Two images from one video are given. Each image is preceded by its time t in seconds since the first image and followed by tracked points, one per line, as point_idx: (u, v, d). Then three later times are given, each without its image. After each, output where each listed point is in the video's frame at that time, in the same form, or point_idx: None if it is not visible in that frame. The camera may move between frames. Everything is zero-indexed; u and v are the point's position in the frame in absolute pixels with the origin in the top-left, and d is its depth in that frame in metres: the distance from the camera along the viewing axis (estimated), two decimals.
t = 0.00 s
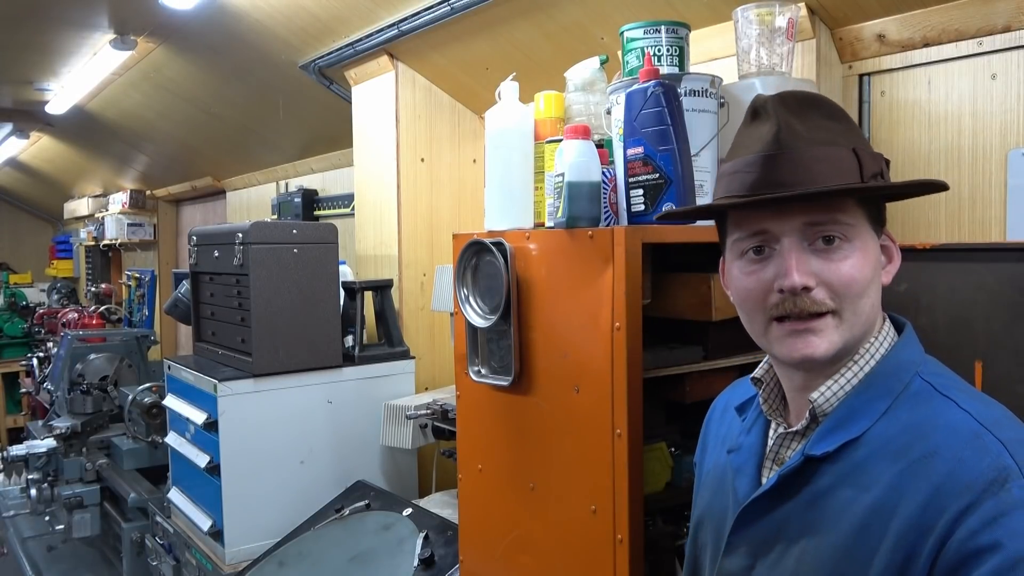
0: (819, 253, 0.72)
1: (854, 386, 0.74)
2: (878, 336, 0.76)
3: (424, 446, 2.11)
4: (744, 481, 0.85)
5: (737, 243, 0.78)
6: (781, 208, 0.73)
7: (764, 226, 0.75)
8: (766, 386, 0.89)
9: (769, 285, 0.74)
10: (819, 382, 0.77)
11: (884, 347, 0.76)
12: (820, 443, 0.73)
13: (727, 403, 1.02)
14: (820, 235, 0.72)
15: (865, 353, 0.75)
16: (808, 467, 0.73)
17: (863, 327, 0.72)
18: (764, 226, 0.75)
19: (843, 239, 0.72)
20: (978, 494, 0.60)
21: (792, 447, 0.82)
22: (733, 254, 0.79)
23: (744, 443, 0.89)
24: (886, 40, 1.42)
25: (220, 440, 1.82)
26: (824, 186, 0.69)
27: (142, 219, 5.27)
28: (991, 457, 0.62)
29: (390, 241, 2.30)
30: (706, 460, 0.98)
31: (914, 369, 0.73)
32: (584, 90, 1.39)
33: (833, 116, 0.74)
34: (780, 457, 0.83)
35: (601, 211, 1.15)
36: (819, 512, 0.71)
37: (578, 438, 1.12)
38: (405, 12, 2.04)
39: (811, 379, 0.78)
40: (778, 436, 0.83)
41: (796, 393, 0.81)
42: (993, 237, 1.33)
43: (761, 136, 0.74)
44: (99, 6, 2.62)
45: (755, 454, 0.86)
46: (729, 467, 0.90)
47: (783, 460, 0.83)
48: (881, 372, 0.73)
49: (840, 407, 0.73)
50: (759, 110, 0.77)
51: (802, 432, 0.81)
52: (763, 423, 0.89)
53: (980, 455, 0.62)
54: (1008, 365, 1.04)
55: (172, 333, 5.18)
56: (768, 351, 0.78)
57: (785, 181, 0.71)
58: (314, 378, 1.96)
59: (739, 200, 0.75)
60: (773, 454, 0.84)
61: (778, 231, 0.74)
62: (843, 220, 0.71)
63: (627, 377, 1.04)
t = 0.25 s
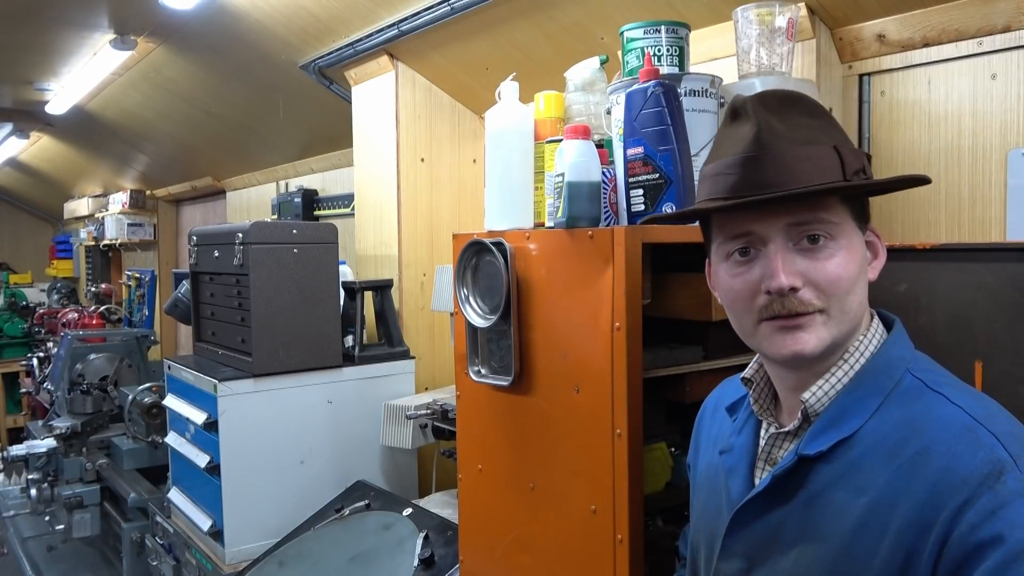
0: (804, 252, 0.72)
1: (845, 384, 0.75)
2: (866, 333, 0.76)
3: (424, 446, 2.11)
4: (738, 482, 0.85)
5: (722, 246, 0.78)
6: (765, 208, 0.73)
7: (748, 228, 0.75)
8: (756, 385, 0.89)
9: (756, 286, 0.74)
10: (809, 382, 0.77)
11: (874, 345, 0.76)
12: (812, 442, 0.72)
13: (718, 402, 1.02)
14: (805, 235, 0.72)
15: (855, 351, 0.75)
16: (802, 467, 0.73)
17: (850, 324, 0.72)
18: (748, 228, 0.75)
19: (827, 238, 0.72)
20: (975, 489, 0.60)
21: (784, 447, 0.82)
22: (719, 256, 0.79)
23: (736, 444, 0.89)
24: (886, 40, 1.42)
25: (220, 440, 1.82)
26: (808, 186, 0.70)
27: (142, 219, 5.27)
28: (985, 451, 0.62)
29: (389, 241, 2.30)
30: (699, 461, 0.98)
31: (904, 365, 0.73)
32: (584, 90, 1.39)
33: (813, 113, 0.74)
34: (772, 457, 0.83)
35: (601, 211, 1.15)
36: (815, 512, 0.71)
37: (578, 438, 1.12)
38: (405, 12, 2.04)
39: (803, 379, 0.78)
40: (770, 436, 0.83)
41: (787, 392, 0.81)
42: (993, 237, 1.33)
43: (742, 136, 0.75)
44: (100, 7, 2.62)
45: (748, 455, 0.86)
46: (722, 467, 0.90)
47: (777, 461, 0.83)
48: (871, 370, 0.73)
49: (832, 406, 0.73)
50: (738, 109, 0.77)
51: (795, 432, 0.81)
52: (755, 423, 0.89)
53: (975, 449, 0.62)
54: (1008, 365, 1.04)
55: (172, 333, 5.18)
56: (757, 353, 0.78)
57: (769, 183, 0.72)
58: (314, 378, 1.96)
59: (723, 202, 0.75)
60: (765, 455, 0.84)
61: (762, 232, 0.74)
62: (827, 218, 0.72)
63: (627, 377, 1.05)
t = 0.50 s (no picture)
0: (792, 256, 0.72)
1: (838, 387, 0.74)
2: (858, 334, 0.76)
3: (424, 445, 2.11)
4: (734, 486, 0.85)
5: (708, 252, 0.78)
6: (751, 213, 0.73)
7: (734, 233, 0.75)
8: (749, 389, 0.89)
9: (745, 292, 0.74)
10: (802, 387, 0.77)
11: (866, 346, 0.76)
12: (808, 446, 0.72)
13: (710, 404, 1.02)
14: (791, 239, 0.72)
15: (847, 353, 0.75)
16: (798, 472, 0.73)
17: (837, 326, 0.72)
18: (734, 234, 0.75)
19: (815, 242, 0.72)
20: (972, 491, 0.61)
21: (780, 450, 0.82)
22: (706, 261, 0.79)
23: (731, 448, 0.89)
24: (886, 40, 1.42)
25: (220, 441, 1.82)
26: (795, 189, 0.70)
27: (143, 219, 5.27)
28: (982, 452, 0.62)
29: (389, 241, 2.30)
30: (694, 465, 0.98)
31: (897, 366, 0.73)
32: (584, 90, 1.39)
33: (797, 114, 0.74)
34: (768, 460, 0.84)
35: (601, 211, 1.15)
36: (813, 515, 0.71)
37: (578, 439, 1.12)
38: (405, 12, 2.04)
39: (796, 383, 0.78)
40: (765, 440, 0.84)
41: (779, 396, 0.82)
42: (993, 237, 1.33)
43: (726, 140, 0.75)
44: (100, 6, 2.62)
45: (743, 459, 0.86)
46: (717, 471, 0.90)
47: (773, 464, 0.83)
48: (865, 372, 0.73)
49: (826, 409, 0.73)
50: (721, 113, 0.77)
51: (791, 436, 0.81)
52: (749, 426, 0.89)
53: (971, 451, 0.63)
54: (1009, 365, 1.03)
55: (172, 333, 5.18)
56: (748, 358, 0.78)
57: (754, 188, 0.72)
58: (314, 378, 1.96)
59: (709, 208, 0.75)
60: (761, 458, 0.84)
61: (749, 238, 0.74)
62: (813, 222, 0.71)
63: (627, 377, 1.05)
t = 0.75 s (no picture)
0: (790, 258, 0.72)
1: (837, 388, 0.74)
2: (856, 335, 0.76)
3: (424, 445, 2.11)
4: (732, 488, 0.85)
5: (707, 254, 0.78)
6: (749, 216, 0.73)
7: (732, 236, 0.75)
8: (747, 390, 0.89)
9: (744, 294, 0.74)
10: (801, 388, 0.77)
11: (864, 347, 0.76)
12: (808, 447, 0.72)
13: (707, 406, 1.02)
14: (790, 241, 0.72)
15: (845, 354, 0.75)
16: (798, 473, 0.73)
17: (835, 327, 0.72)
18: (733, 236, 0.75)
19: (813, 244, 0.72)
20: (972, 491, 0.61)
21: (778, 452, 0.82)
22: (705, 263, 0.79)
23: (729, 449, 0.89)
24: (886, 40, 1.42)
25: (220, 441, 1.82)
26: (793, 192, 0.70)
27: (142, 219, 5.27)
28: (982, 452, 0.62)
29: (389, 241, 2.30)
30: (692, 467, 0.98)
31: (895, 367, 0.73)
32: (584, 90, 1.39)
33: (794, 115, 0.73)
34: (767, 462, 0.83)
35: (601, 211, 1.15)
36: (813, 516, 0.71)
37: (578, 439, 1.12)
38: (405, 12, 2.04)
39: (795, 385, 0.78)
40: (764, 441, 0.84)
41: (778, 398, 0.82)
42: (993, 237, 1.33)
43: (723, 142, 0.75)
44: (100, 7, 2.62)
45: (742, 460, 0.86)
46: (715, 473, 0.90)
47: (771, 465, 0.83)
48: (864, 373, 0.73)
49: (825, 411, 0.73)
50: (718, 114, 0.77)
51: (789, 437, 0.81)
52: (747, 428, 0.89)
53: (970, 451, 0.63)
54: (1009, 365, 1.03)
55: (172, 333, 5.18)
56: (746, 360, 0.78)
57: (753, 190, 0.72)
58: (314, 378, 1.96)
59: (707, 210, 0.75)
60: (759, 460, 0.84)
61: (748, 240, 0.74)
62: (811, 224, 0.72)
63: (627, 376, 1.05)
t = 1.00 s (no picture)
0: (789, 258, 0.72)
1: (837, 388, 0.74)
2: (855, 335, 0.76)
3: (424, 445, 2.11)
4: (731, 488, 0.85)
5: (706, 253, 0.78)
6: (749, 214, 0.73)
7: (732, 235, 0.75)
8: (746, 391, 0.89)
9: (743, 294, 0.74)
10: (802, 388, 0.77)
11: (863, 347, 0.76)
12: (808, 447, 0.72)
13: (705, 407, 1.02)
14: (790, 241, 0.73)
15: (845, 354, 0.75)
16: (798, 472, 0.73)
17: (833, 326, 0.72)
18: (732, 236, 0.75)
19: (813, 243, 0.72)
20: (973, 491, 0.61)
21: (777, 452, 0.82)
22: (704, 263, 0.79)
23: (727, 450, 0.88)
24: (886, 40, 1.42)
25: (220, 441, 1.82)
26: (794, 192, 0.70)
27: (142, 219, 5.27)
28: (982, 451, 0.62)
29: (390, 241, 2.30)
30: (691, 468, 0.98)
31: (894, 366, 0.73)
32: (584, 90, 1.39)
33: (795, 115, 0.74)
34: (766, 462, 0.83)
35: (601, 211, 1.15)
36: (813, 516, 0.71)
37: (578, 439, 1.12)
38: (405, 12, 2.04)
39: (794, 385, 0.78)
40: (764, 441, 0.84)
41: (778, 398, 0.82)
42: (993, 237, 1.33)
43: (723, 142, 0.75)
44: (100, 7, 2.62)
45: (741, 461, 0.86)
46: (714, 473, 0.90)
47: (771, 466, 0.83)
48: (864, 372, 0.73)
49: (825, 411, 0.73)
50: (718, 114, 0.77)
51: (788, 438, 0.81)
52: (746, 428, 0.89)
53: (971, 451, 0.63)
54: (1008, 365, 1.03)
55: (172, 333, 5.18)
56: (745, 359, 0.78)
57: (753, 190, 0.72)
58: (314, 378, 1.96)
59: (707, 210, 0.75)
60: (759, 460, 0.84)
61: (747, 239, 0.74)
62: (811, 224, 0.72)
63: (627, 376, 1.05)
